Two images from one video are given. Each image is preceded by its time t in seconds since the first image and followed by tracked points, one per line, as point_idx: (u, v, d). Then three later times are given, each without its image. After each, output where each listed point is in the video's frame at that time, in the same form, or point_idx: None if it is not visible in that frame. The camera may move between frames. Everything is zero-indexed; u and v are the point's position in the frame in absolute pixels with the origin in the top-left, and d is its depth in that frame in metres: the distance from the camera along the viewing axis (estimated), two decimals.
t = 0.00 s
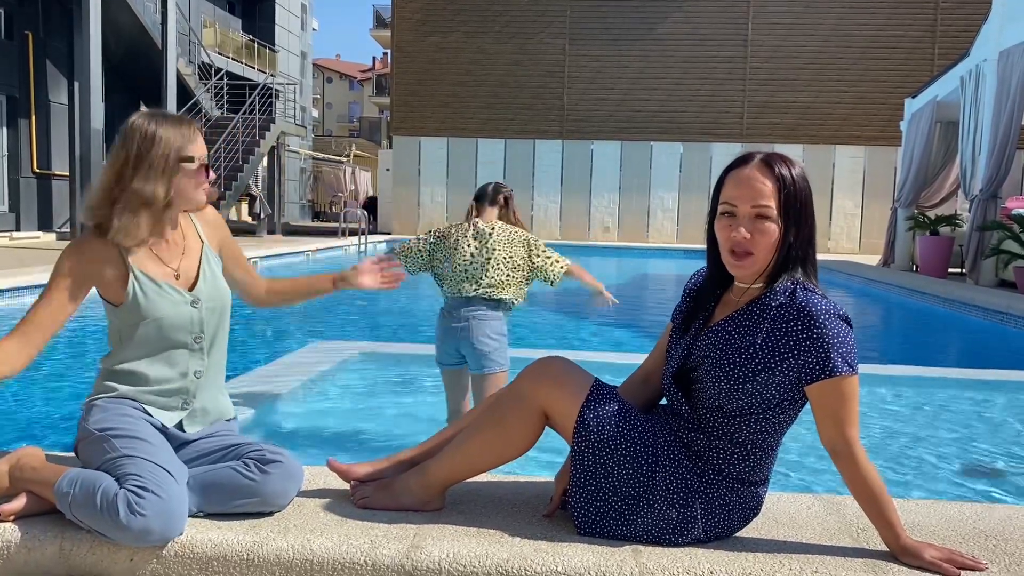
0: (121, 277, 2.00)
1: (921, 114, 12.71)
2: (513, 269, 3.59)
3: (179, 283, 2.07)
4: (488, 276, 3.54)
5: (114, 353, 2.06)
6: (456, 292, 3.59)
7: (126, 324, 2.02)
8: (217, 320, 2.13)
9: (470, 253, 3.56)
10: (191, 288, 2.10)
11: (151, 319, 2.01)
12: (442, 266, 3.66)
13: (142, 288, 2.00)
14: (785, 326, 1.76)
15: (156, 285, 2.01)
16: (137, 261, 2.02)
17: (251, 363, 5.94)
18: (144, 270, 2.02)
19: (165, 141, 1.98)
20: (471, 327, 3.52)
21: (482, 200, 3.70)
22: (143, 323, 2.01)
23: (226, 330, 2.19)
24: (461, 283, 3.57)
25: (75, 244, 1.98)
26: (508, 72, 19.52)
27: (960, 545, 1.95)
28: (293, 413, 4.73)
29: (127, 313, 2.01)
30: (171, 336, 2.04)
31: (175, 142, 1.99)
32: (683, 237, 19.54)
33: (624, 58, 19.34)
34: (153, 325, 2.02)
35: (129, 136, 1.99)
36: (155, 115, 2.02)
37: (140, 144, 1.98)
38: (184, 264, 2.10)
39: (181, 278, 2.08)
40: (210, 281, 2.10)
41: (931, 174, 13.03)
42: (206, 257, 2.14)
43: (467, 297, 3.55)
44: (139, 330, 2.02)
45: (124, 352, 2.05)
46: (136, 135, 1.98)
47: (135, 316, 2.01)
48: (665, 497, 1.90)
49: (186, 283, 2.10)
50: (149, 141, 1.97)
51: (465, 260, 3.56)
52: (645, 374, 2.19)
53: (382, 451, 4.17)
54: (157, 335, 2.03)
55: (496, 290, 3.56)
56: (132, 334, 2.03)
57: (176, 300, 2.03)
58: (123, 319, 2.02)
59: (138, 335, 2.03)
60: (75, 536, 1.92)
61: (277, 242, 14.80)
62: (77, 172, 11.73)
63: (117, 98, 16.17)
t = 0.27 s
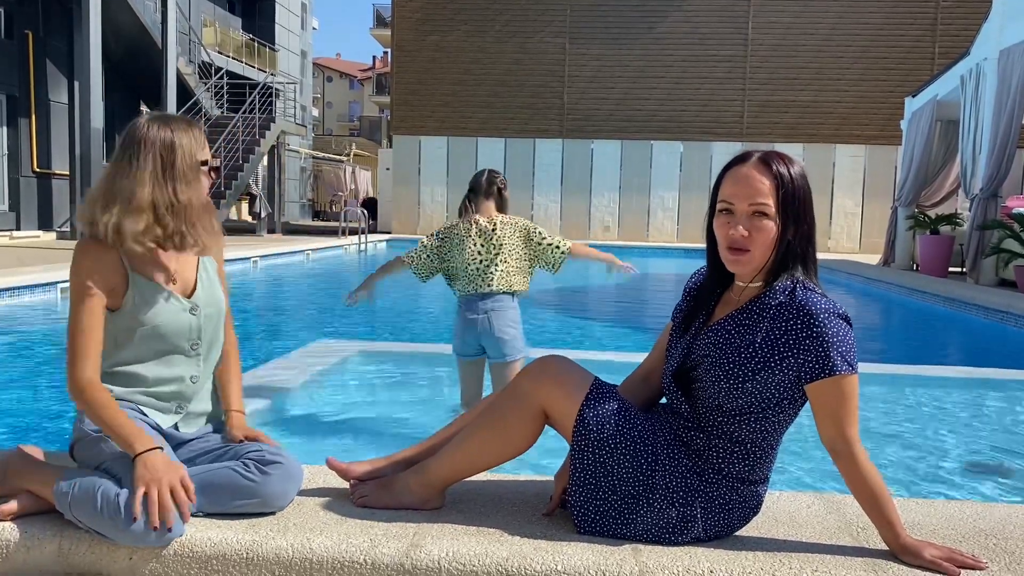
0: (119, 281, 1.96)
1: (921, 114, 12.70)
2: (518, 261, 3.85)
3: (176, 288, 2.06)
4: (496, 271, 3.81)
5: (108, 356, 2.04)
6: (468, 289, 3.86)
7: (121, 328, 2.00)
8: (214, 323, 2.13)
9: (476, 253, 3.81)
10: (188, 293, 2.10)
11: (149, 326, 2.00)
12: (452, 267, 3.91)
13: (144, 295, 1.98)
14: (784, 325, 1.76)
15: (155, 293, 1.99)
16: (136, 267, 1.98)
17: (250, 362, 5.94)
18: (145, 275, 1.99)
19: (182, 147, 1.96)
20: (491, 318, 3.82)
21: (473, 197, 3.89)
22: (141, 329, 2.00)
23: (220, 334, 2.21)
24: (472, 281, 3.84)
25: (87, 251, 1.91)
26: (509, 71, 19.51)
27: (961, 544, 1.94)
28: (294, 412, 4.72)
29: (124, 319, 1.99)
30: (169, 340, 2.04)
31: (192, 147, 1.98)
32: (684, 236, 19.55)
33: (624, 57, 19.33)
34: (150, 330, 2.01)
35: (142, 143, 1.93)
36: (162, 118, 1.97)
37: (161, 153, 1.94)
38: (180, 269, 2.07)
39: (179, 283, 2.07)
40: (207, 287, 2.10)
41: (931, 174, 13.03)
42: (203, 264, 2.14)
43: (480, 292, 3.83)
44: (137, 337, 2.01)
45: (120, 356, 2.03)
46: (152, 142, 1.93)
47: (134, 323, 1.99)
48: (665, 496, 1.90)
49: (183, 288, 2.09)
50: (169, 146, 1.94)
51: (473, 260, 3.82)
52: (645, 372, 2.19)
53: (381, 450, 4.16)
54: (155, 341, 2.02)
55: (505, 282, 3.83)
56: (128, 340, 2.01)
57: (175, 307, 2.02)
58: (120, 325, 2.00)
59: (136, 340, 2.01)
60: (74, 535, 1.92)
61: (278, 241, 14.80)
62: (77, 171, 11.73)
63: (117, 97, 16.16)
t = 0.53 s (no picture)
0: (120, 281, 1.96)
1: (922, 113, 12.69)
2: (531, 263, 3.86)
3: (178, 289, 2.07)
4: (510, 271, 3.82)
5: (111, 356, 2.05)
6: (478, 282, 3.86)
7: (125, 329, 2.00)
8: (217, 324, 2.14)
9: (490, 250, 3.80)
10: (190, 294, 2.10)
11: (152, 327, 2.01)
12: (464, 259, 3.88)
13: (146, 296, 1.98)
14: (784, 324, 1.76)
15: (158, 294, 2.00)
16: (137, 268, 1.99)
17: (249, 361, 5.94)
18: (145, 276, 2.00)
19: (186, 148, 1.95)
20: (506, 317, 3.83)
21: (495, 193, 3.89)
22: (143, 330, 2.01)
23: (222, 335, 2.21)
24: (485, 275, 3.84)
25: (89, 253, 1.92)
26: (509, 71, 19.51)
27: (961, 544, 1.95)
28: (295, 411, 4.71)
29: (127, 321, 1.99)
30: (171, 341, 2.04)
31: (195, 148, 1.97)
32: (684, 236, 19.55)
33: (624, 57, 19.33)
34: (154, 331, 2.01)
35: (147, 145, 1.92)
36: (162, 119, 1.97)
37: (164, 153, 1.93)
38: (182, 269, 2.07)
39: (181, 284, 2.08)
40: (209, 287, 2.11)
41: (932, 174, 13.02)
42: (206, 264, 2.14)
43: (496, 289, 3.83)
44: (140, 338, 2.01)
45: (123, 356, 2.04)
46: (156, 142, 1.93)
47: (136, 324, 2.00)
48: (665, 495, 1.90)
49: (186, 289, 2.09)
50: (174, 145, 1.94)
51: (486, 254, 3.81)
52: (645, 372, 2.19)
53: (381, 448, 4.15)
54: (158, 343, 2.03)
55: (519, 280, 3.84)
56: (132, 341, 2.02)
57: (178, 308, 2.03)
58: (122, 326, 2.00)
59: (139, 342, 2.02)
60: (74, 534, 1.92)
61: (277, 241, 14.79)
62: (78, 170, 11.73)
63: (117, 96, 16.16)
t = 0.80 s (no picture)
0: (127, 281, 1.96)
1: (922, 113, 12.69)
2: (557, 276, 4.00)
3: (183, 288, 2.07)
4: (534, 279, 3.96)
5: (115, 356, 2.05)
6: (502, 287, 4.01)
7: (130, 330, 2.01)
8: (220, 323, 2.14)
9: (517, 257, 3.98)
10: (195, 292, 2.10)
11: (158, 327, 2.01)
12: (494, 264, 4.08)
13: (151, 296, 1.99)
14: (784, 324, 1.76)
15: (162, 294, 2.00)
16: (143, 268, 1.99)
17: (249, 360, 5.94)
18: (150, 276, 2.00)
19: (192, 147, 1.96)
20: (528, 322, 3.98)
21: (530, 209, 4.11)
22: (150, 330, 2.01)
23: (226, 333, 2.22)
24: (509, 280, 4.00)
25: (97, 253, 1.91)
26: (509, 71, 19.50)
27: (960, 544, 1.95)
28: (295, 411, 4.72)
29: (133, 321, 2.00)
30: (175, 341, 2.04)
31: (199, 147, 1.98)
32: (684, 235, 19.55)
33: (624, 57, 19.33)
34: (159, 331, 2.02)
35: (152, 143, 1.93)
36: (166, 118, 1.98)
37: (169, 152, 1.94)
38: (186, 269, 2.07)
39: (185, 283, 2.08)
40: (213, 286, 2.11)
41: (931, 174, 13.02)
42: (210, 263, 2.14)
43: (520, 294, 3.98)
44: (147, 338, 2.02)
45: (128, 356, 2.04)
46: (161, 141, 1.93)
47: (142, 323, 2.00)
48: (665, 495, 1.90)
49: (190, 287, 2.10)
50: (180, 144, 1.95)
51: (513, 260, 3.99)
52: (645, 372, 2.19)
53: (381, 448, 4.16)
54: (163, 343, 2.04)
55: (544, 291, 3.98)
56: (138, 341, 2.02)
57: (184, 307, 2.03)
58: (128, 326, 2.01)
59: (144, 342, 2.03)
60: (75, 534, 1.92)
61: (277, 241, 14.79)
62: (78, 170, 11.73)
63: (117, 96, 16.16)
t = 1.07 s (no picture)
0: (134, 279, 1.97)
1: (922, 113, 12.69)
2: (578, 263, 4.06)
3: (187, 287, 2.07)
4: (555, 268, 4.04)
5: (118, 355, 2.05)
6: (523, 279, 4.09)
7: (134, 329, 2.02)
8: (223, 323, 2.14)
9: (535, 249, 4.03)
10: (199, 292, 2.11)
11: (161, 326, 2.02)
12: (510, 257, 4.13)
13: (156, 295, 1.99)
14: (786, 324, 1.76)
15: (167, 293, 2.01)
16: (149, 266, 2.00)
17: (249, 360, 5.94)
18: (156, 274, 2.01)
19: (191, 147, 1.97)
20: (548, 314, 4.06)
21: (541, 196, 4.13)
22: (154, 329, 2.02)
23: (228, 332, 2.22)
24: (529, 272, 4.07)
25: (102, 252, 1.92)
26: (509, 71, 19.50)
27: (960, 545, 1.95)
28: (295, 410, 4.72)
29: (137, 320, 2.00)
30: (178, 340, 2.05)
31: (200, 146, 1.99)
32: (684, 235, 19.54)
33: (624, 57, 19.33)
34: (164, 330, 2.02)
35: (151, 143, 1.94)
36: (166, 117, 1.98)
37: (170, 153, 1.95)
38: (191, 268, 2.08)
39: (190, 282, 2.09)
40: (217, 286, 2.11)
41: (931, 174, 13.02)
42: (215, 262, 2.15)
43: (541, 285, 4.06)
44: (150, 337, 2.02)
45: (130, 356, 2.04)
46: (161, 143, 1.94)
47: (146, 323, 2.01)
48: (665, 495, 1.90)
49: (194, 286, 2.10)
50: (177, 143, 1.95)
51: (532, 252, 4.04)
52: (644, 371, 2.19)
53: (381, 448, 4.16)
54: (167, 341, 2.04)
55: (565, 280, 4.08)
56: (141, 340, 2.03)
57: (188, 307, 2.04)
58: (132, 325, 2.01)
59: (147, 341, 2.03)
60: (75, 533, 1.92)
61: (277, 240, 14.79)
62: (78, 170, 11.73)
63: (117, 95, 16.16)
